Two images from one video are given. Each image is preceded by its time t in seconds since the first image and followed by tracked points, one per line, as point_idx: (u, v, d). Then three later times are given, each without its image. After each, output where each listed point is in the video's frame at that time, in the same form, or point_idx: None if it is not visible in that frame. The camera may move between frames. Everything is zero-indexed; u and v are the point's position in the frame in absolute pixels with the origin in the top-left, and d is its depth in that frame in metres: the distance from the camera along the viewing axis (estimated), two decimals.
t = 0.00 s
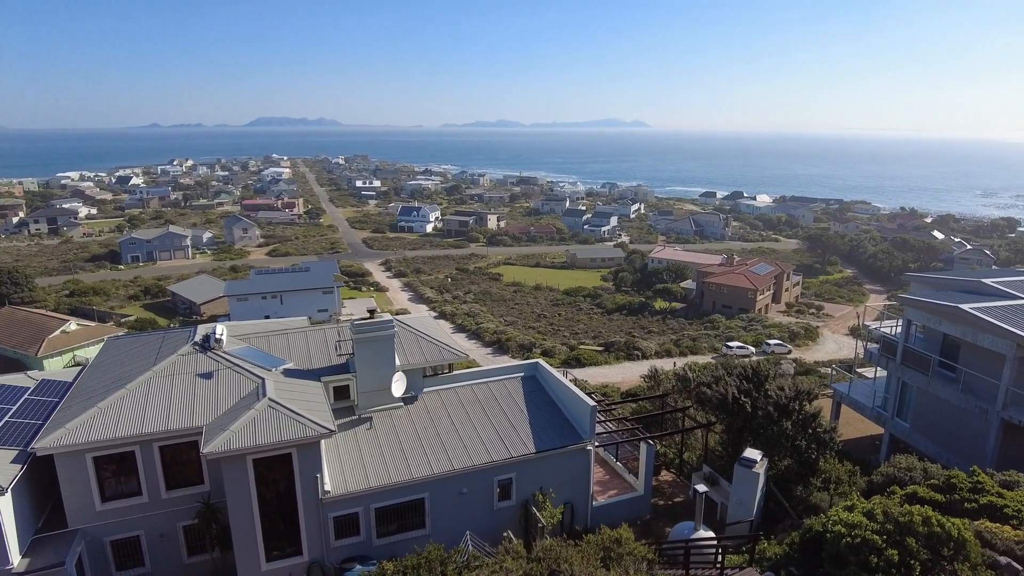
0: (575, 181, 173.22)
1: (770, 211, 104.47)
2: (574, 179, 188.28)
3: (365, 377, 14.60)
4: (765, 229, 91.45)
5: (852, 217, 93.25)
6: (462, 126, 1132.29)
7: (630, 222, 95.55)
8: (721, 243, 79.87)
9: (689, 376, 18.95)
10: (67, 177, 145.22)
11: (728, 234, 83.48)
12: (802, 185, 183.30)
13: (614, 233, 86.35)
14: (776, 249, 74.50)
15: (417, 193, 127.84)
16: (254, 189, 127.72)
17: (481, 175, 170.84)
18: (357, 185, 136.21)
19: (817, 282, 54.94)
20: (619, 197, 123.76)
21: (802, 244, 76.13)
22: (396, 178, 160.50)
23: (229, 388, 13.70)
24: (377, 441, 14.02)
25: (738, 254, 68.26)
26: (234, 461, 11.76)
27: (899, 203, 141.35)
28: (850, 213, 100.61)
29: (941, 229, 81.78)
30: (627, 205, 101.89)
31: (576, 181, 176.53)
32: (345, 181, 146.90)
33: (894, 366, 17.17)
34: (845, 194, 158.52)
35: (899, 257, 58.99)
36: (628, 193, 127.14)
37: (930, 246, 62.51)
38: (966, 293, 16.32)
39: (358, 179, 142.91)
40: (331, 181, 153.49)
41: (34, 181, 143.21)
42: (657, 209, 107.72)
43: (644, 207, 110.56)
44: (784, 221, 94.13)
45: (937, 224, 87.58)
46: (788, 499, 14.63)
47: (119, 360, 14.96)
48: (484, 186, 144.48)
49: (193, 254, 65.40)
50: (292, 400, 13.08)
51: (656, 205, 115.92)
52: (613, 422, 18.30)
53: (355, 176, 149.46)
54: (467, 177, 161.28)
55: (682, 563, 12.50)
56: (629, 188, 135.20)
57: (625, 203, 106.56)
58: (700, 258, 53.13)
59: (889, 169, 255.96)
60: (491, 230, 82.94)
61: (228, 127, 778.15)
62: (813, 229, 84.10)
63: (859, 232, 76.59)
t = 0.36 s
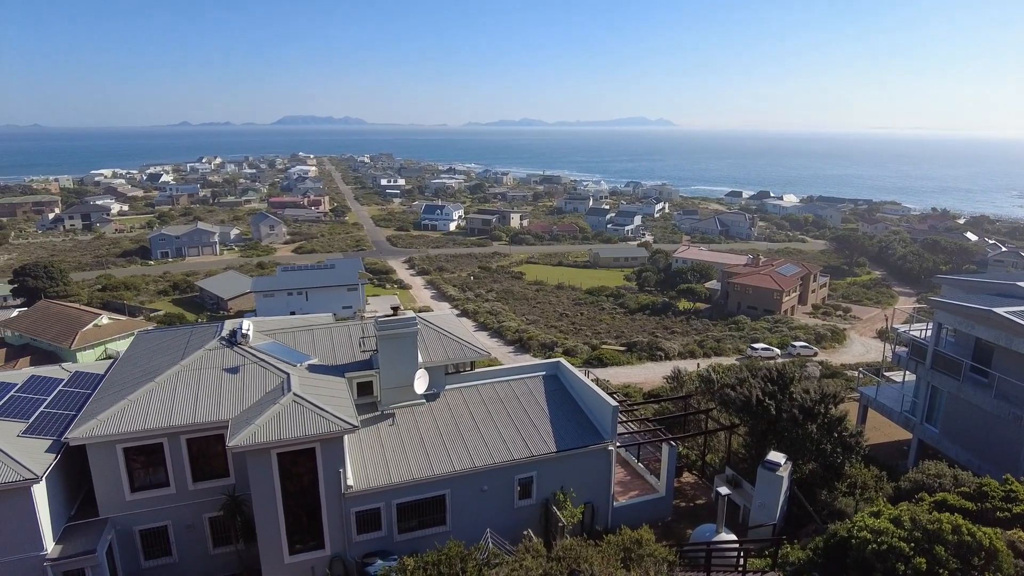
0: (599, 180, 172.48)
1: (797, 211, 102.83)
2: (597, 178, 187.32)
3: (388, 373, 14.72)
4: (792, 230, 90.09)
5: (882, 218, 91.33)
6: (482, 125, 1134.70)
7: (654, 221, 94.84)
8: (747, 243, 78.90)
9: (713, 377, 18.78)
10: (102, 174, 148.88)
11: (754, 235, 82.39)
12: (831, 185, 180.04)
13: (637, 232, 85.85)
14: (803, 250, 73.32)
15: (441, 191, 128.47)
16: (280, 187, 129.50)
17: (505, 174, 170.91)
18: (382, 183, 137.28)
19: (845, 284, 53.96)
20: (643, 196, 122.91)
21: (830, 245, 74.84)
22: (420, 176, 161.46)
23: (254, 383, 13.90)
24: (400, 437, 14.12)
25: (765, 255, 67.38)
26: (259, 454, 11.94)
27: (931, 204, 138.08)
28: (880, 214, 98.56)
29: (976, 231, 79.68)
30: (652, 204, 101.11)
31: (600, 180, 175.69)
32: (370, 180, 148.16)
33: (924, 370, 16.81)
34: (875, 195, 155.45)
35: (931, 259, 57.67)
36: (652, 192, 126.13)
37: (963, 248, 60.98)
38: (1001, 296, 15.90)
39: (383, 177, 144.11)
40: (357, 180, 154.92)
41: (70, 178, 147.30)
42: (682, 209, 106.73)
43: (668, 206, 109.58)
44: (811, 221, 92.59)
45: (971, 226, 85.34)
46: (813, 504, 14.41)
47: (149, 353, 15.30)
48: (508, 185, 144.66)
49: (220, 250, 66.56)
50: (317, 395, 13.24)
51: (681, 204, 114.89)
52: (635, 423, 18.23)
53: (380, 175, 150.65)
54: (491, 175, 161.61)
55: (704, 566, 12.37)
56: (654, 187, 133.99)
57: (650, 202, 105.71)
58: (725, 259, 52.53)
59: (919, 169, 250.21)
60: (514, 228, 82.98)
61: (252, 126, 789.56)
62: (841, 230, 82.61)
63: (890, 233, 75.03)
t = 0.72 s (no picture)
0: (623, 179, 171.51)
1: (825, 211, 101.12)
2: (622, 176, 186.23)
3: (411, 369, 14.83)
4: (820, 231, 88.66)
5: (913, 219, 89.34)
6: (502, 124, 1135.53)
7: (679, 220, 94.06)
8: (773, 243, 77.80)
9: (736, 379, 18.60)
10: (134, 171, 152.18)
11: (781, 235, 81.24)
12: (860, 185, 176.64)
13: (662, 231, 85.25)
14: (831, 250, 72.10)
15: (465, 189, 128.94)
16: (306, 185, 131.17)
17: (529, 172, 170.82)
18: (406, 181, 138.30)
19: (873, 286, 52.99)
20: (667, 195, 121.81)
21: (858, 246, 73.47)
22: (445, 174, 162.10)
23: (280, 377, 14.08)
24: (422, 434, 14.21)
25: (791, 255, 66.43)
26: (283, 448, 12.11)
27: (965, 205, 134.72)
28: (911, 215, 96.46)
29: (1012, 233, 77.52)
30: (677, 203, 100.24)
31: (624, 178, 174.70)
32: (395, 178, 149.21)
33: (955, 374, 16.44)
34: (907, 195, 152.21)
35: (964, 261, 56.31)
36: (677, 191, 124.96)
37: (998, 250, 59.38)
38: None
39: (408, 176, 145.08)
40: (381, 178, 156.10)
41: (105, 176, 151.13)
42: (706, 208, 105.62)
43: (693, 206, 108.51)
44: (839, 222, 90.96)
45: (1007, 227, 83.01)
46: (837, 508, 14.19)
47: (178, 347, 15.61)
48: (531, 183, 144.59)
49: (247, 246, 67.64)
50: (341, 390, 13.38)
51: (706, 203, 113.69)
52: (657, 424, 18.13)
53: (404, 173, 151.61)
54: (514, 174, 161.68)
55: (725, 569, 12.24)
56: (679, 186, 132.69)
57: (674, 201, 104.83)
58: (751, 259, 51.90)
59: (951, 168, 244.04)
60: (537, 227, 82.93)
61: (276, 124, 800.18)
62: (870, 231, 81.06)
63: (921, 234, 73.44)
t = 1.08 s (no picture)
0: (647, 177, 170.38)
1: (853, 212, 99.32)
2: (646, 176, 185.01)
3: (433, 365, 14.91)
4: (848, 231, 87.14)
5: (946, 220, 87.22)
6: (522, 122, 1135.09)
7: (704, 219, 93.25)
8: (800, 244, 76.65)
9: (761, 381, 18.39)
10: (164, 168, 155.21)
11: (808, 235, 80.00)
12: (891, 185, 173.05)
13: (686, 231, 84.57)
14: (859, 251, 70.85)
15: (488, 188, 129.25)
16: (332, 182, 132.67)
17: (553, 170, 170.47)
18: (431, 180, 139.08)
19: (903, 288, 51.94)
20: (692, 194, 120.61)
21: (887, 247, 72.03)
22: (468, 172, 162.47)
23: (305, 372, 14.24)
24: (444, 431, 14.30)
25: (818, 255, 65.42)
26: (307, 443, 12.26)
27: (1000, 206, 131.19)
28: (944, 216, 94.21)
29: None
30: (702, 202, 99.26)
31: (648, 177, 173.50)
32: (419, 176, 150.09)
33: (988, 380, 16.08)
34: (940, 196, 148.65)
35: (999, 263, 54.88)
36: (702, 190, 123.65)
37: None
38: None
39: (432, 174, 145.75)
40: (406, 176, 157.10)
41: (137, 172, 154.57)
42: (732, 207, 104.43)
43: (718, 205, 107.44)
44: (868, 222, 89.27)
45: None
46: (863, 513, 13.97)
47: (206, 341, 15.90)
48: (555, 182, 144.35)
49: (274, 243, 68.58)
50: (364, 385, 13.50)
51: (732, 203, 112.44)
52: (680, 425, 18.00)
53: (428, 171, 152.39)
54: (538, 172, 161.55)
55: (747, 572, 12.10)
56: (704, 184, 131.38)
57: (699, 200, 103.83)
58: (777, 260, 51.22)
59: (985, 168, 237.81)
60: (560, 225, 82.79)
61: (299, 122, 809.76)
62: (900, 232, 79.39)
63: (954, 236, 71.70)
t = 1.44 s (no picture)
0: (672, 176, 168.89)
1: (883, 212, 97.32)
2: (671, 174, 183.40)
3: (455, 363, 14.98)
4: (877, 232, 85.43)
5: (980, 221, 85.01)
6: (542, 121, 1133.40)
7: (729, 219, 92.23)
8: (827, 244, 75.39)
9: (786, 383, 18.15)
10: (193, 166, 158.19)
11: (836, 236, 78.62)
12: (923, 185, 169.05)
13: (711, 230, 83.68)
14: (889, 253, 69.42)
15: (512, 186, 129.28)
16: (357, 180, 133.90)
17: (576, 169, 169.77)
18: (454, 178, 139.55)
19: (934, 290, 50.77)
20: (718, 193, 119.23)
21: (918, 248, 70.42)
22: (492, 171, 162.71)
23: (329, 368, 14.40)
24: (466, 428, 14.36)
25: (847, 257, 64.30)
26: (331, 437, 12.41)
27: None
28: (978, 217, 91.82)
29: None
30: (727, 202, 98.19)
31: (672, 176, 172.00)
32: (443, 174, 150.68)
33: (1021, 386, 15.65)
34: (974, 197, 144.82)
35: None
36: (728, 189, 122.20)
37: None
38: None
39: (456, 172, 146.26)
40: (429, 174, 157.83)
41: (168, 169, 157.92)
42: (758, 207, 103.03)
43: (744, 204, 106.13)
44: (899, 224, 87.41)
45: None
46: (890, 520, 13.71)
47: (233, 336, 16.16)
48: (578, 180, 143.90)
49: (299, 240, 69.44)
50: (387, 382, 13.63)
51: (758, 203, 110.96)
52: (703, 426, 17.85)
53: (452, 169, 152.88)
54: (562, 171, 161.05)
55: None
56: (730, 184, 129.85)
57: (725, 199, 102.65)
58: (804, 260, 50.48)
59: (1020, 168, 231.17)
60: (583, 224, 82.49)
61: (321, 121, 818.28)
62: (932, 233, 77.60)
63: (988, 237, 69.86)
